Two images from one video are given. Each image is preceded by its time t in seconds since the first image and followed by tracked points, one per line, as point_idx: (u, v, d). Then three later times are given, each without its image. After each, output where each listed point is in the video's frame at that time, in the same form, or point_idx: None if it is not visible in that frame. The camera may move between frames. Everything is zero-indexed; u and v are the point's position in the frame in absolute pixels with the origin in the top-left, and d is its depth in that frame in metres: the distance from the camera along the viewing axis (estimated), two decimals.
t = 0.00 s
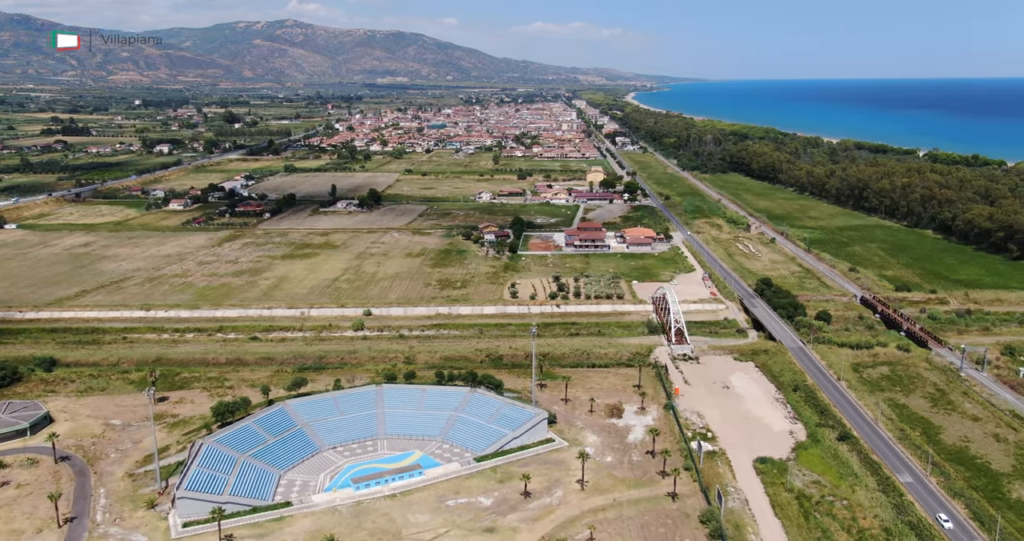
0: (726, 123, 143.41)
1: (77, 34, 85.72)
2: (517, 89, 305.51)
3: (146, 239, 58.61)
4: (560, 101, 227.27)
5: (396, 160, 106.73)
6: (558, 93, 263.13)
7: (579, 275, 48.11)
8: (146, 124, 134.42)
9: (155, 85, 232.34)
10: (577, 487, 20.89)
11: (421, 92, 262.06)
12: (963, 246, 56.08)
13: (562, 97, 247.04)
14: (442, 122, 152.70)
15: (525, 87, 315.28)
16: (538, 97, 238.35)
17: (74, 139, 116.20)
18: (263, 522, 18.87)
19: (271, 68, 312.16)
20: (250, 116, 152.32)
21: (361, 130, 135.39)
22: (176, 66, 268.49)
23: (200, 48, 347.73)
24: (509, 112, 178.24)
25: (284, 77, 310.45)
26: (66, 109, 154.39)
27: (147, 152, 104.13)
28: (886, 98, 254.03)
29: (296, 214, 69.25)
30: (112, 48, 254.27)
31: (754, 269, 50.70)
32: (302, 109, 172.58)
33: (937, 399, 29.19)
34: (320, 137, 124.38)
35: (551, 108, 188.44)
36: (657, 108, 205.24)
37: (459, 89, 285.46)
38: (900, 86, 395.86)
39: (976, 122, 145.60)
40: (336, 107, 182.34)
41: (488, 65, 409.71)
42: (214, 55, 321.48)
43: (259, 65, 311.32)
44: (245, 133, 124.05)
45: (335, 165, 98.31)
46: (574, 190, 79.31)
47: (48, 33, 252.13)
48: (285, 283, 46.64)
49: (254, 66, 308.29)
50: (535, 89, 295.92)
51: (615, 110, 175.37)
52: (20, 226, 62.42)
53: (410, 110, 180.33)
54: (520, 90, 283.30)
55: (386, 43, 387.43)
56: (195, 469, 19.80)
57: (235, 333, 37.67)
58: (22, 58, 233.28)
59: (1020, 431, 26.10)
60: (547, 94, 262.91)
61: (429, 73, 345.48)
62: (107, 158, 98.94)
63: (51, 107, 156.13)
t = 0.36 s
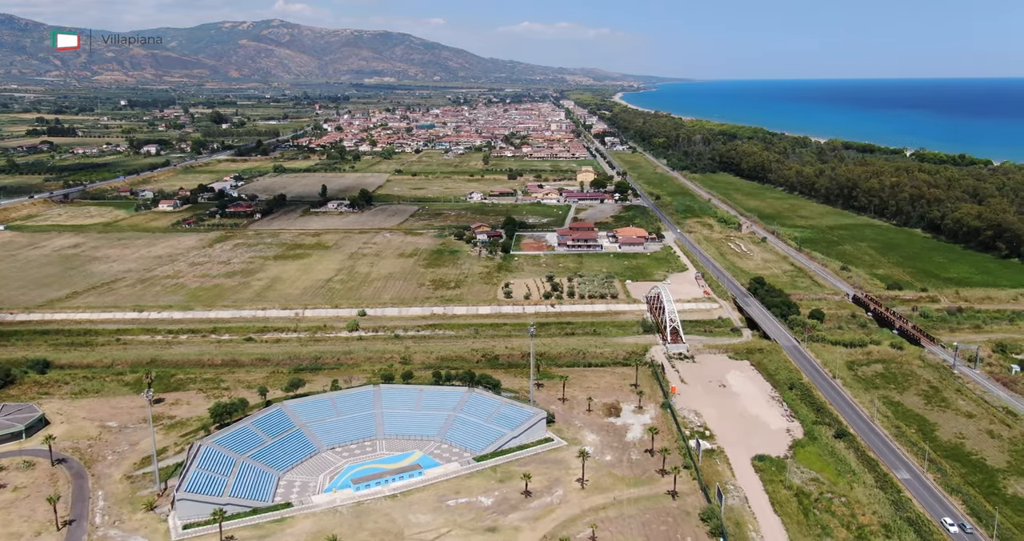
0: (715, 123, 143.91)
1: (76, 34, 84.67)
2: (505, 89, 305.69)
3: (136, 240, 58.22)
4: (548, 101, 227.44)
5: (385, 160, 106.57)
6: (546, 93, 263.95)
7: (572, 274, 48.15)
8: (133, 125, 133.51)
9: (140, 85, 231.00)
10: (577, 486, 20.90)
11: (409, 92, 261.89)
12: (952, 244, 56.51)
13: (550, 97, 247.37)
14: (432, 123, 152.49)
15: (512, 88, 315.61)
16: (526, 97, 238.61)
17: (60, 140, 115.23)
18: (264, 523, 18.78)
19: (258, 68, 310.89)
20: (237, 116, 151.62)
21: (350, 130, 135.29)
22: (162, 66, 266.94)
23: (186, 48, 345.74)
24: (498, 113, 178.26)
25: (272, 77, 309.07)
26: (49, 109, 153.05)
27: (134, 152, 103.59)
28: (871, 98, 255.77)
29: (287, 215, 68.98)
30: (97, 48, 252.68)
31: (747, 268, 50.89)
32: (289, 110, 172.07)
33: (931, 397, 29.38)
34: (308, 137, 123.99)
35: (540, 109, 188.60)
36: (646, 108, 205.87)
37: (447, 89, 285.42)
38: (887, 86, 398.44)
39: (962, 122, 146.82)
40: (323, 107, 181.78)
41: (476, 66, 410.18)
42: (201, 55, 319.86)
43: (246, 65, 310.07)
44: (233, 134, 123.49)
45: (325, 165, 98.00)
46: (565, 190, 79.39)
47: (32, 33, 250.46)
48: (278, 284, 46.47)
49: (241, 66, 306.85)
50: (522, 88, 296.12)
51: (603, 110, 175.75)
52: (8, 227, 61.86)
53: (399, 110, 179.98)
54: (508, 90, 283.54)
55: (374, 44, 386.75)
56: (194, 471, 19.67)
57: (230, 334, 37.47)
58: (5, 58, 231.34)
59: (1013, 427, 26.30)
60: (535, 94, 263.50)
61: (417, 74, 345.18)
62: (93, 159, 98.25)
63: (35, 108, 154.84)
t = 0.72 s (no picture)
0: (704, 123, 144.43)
1: (76, 34, 83.82)
2: (492, 89, 305.68)
3: (126, 242, 57.79)
4: (536, 101, 227.52)
5: (374, 161, 106.36)
6: (533, 93, 264.36)
7: (565, 274, 48.19)
8: (119, 125, 132.58)
9: (125, 86, 229.51)
10: (577, 484, 20.91)
11: (396, 92, 261.46)
12: (940, 243, 56.97)
13: (537, 96, 247.52)
14: (420, 123, 152.20)
15: (500, 88, 315.67)
16: (513, 97, 238.72)
17: (45, 140, 114.24)
18: (264, 524, 18.68)
19: (244, 68, 309.35)
20: (224, 117, 150.81)
21: (338, 130, 135.09)
22: (147, 66, 265.02)
23: (172, 48, 343.69)
24: (486, 113, 178.20)
25: (258, 77, 307.45)
26: (32, 110, 151.67)
27: (121, 153, 103.00)
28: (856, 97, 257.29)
29: (278, 215, 68.69)
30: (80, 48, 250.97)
31: (738, 267, 51.11)
32: (276, 110, 171.32)
33: (925, 394, 29.58)
34: (296, 138, 123.51)
35: (528, 109, 188.71)
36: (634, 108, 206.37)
37: (434, 89, 285.33)
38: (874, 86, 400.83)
39: (948, 122, 148.05)
40: (310, 108, 181.08)
41: (463, 65, 410.30)
42: (187, 55, 317.93)
43: (233, 66, 308.41)
44: (220, 134, 122.80)
45: (313, 166, 97.67)
46: (555, 190, 79.44)
47: (15, 33, 248.62)
48: (270, 285, 46.27)
49: (227, 66, 305.21)
50: (510, 88, 296.32)
51: (591, 110, 176.02)
52: None
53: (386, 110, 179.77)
54: (494, 90, 283.58)
55: (361, 44, 385.88)
56: (193, 473, 19.55)
57: (223, 336, 37.26)
58: None
59: (1007, 423, 26.50)
60: (522, 94, 263.74)
61: (404, 74, 344.75)
62: (79, 159, 97.40)
63: (17, 108, 153.47)
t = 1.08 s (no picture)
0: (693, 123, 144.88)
1: (77, 34, 82.41)
2: (480, 89, 305.63)
3: (115, 243, 57.36)
4: (523, 101, 227.68)
5: (363, 161, 106.15)
6: (520, 93, 264.55)
7: (558, 274, 48.22)
8: (104, 126, 131.52)
9: (109, 86, 227.88)
10: (577, 483, 20.92)
11: (383, 92, 261.05)
12: (929, 241, 57.40)
13: (525, 97, 247.70)
14: (408, 123, 152.01)
15: (487, 89, 315.78)
16: (501, 97, 238.85)
17: (30, 141, 113.15)
18: (264, 525, 18.57)
19: (230, 68, 307.62)
20: (211, 117, 149.94)
21: (325, 130, 134.71)
22: (131, 66, 263.17)
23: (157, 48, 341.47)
24: (474, 113, 178.04)
25: (244, 77, 305.51)
26: (14, 110, 150.38)
27: (107, 154, 102.31)
28: (842, 98, 258.83)
29: (268, 216, 68.38)
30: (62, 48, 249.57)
31: (730, 266, 51.30)
32: (263, 110, 170.48)
33: (918, 391, 29.79)
34: (284, 138, 122.97)
35: (516, 109, 188.86)
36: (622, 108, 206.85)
37: (421, 89, 285.17)
38: (862, 86, 403.19)
39: (934, 122, 149.34)
40: (297, 108, 180.36)
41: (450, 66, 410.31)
42: (173, 54, 315.90)
43: (219, 65, 306.59)
44: (207, 135, 122.08)
45: (302, 166, 97.32)
46: (546, 190, 79.47)
47: None
48: (263, 285, 46.07)
49: (213, 66, 303.44)
50: (497, 88, 296.43)
51: (579, 110, 176.32)
52: None
53: (373, 110, 179.43)
54: (481, 90, 283.57)
55: (348, 44, 385.03)
56: (191, 475, 19.44)
57: (217, 337, 37.05)
58: None
59: (1000, 420, 26.73)
60: (509, 94, 264.00)
61: (392, 74, 344.12)
62: (65, 160, 96.56)
63: None
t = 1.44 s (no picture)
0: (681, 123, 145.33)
1: (77, 35, 81.54)
2: (468, 89, 305.48)
3: (104, 244, 56.92)
4: (511, 101, 227.82)
5: (351, 161, 105.99)
6: (507, 93, 265.02)
7: (551, 274, 48.24)
8: (89, 126, 130.44)
9: (92, 86, 226.14)
10: (576, 482, 20.91)
11: (371, 92, 260.61)
12: (918, 240, 57.83)
13: (512, 97, 248.01)
14: (396, 123, 151.79)
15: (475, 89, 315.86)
16: (488, 98, 239.19)
17: (14, 142, 112.01)
18: (264, 526, 18.48)
19: (215, 69, 305.80)
20: (198, 117, 149.04)
21: (314, 131, 134.17)
22: (115, 66, 261.17)
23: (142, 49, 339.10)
24: (462, 113, 177.94)
25: (229, 77, 303.52)
26: None
27: (93, 154, 101.54)
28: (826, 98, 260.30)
29: (258, 217, 68.06)
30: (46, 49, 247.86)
31: (722, 265, 51.46)
32: (249, 110, 169.59)
33: (912, 388, 29.98)
34: (271, 138, 122.39)
35: (504, 109, 189.00)
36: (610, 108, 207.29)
37: (408, 89, 285.21)
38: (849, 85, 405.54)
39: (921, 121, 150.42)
40: (284, 108, 179.54)
41: (438, 66, 410.17)
42: (158, 54, 313.66)
43: (205, 66, 304.63)
44: (194, 135, 121.33)
45: (291, 167, 96.95)
46: (536, 190, 79.49)
47: None
48: (255, 286, 45.81)
49: (199, 66, 301.58)
50: (483, 89, 296.69)
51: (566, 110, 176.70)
52: None
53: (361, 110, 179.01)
54: (468, 91, 283.49)
55: (335, 44, 383.98)
56: (190, 477, 19.33)
57: (211, 338, 36.80)
58: None
59: (992, 416, 26.95)
60: (496, 94, 264.23)
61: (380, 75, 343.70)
62: (51, 161, 95.72)
63: None
